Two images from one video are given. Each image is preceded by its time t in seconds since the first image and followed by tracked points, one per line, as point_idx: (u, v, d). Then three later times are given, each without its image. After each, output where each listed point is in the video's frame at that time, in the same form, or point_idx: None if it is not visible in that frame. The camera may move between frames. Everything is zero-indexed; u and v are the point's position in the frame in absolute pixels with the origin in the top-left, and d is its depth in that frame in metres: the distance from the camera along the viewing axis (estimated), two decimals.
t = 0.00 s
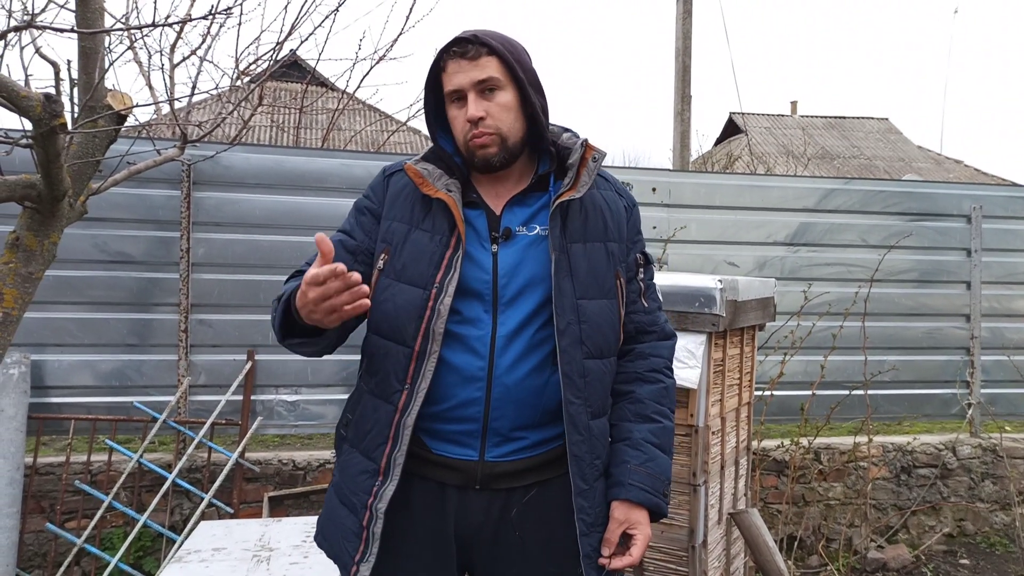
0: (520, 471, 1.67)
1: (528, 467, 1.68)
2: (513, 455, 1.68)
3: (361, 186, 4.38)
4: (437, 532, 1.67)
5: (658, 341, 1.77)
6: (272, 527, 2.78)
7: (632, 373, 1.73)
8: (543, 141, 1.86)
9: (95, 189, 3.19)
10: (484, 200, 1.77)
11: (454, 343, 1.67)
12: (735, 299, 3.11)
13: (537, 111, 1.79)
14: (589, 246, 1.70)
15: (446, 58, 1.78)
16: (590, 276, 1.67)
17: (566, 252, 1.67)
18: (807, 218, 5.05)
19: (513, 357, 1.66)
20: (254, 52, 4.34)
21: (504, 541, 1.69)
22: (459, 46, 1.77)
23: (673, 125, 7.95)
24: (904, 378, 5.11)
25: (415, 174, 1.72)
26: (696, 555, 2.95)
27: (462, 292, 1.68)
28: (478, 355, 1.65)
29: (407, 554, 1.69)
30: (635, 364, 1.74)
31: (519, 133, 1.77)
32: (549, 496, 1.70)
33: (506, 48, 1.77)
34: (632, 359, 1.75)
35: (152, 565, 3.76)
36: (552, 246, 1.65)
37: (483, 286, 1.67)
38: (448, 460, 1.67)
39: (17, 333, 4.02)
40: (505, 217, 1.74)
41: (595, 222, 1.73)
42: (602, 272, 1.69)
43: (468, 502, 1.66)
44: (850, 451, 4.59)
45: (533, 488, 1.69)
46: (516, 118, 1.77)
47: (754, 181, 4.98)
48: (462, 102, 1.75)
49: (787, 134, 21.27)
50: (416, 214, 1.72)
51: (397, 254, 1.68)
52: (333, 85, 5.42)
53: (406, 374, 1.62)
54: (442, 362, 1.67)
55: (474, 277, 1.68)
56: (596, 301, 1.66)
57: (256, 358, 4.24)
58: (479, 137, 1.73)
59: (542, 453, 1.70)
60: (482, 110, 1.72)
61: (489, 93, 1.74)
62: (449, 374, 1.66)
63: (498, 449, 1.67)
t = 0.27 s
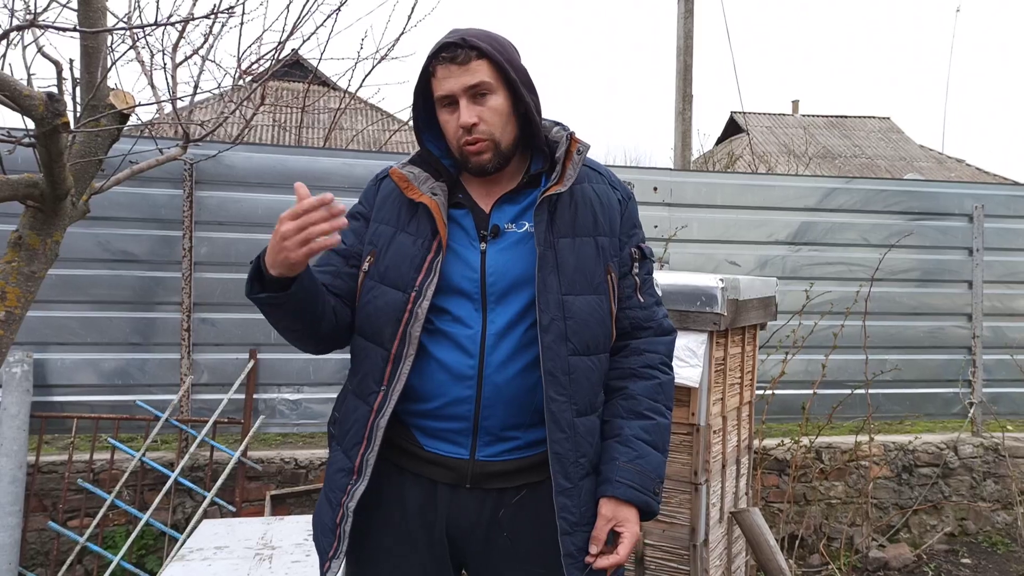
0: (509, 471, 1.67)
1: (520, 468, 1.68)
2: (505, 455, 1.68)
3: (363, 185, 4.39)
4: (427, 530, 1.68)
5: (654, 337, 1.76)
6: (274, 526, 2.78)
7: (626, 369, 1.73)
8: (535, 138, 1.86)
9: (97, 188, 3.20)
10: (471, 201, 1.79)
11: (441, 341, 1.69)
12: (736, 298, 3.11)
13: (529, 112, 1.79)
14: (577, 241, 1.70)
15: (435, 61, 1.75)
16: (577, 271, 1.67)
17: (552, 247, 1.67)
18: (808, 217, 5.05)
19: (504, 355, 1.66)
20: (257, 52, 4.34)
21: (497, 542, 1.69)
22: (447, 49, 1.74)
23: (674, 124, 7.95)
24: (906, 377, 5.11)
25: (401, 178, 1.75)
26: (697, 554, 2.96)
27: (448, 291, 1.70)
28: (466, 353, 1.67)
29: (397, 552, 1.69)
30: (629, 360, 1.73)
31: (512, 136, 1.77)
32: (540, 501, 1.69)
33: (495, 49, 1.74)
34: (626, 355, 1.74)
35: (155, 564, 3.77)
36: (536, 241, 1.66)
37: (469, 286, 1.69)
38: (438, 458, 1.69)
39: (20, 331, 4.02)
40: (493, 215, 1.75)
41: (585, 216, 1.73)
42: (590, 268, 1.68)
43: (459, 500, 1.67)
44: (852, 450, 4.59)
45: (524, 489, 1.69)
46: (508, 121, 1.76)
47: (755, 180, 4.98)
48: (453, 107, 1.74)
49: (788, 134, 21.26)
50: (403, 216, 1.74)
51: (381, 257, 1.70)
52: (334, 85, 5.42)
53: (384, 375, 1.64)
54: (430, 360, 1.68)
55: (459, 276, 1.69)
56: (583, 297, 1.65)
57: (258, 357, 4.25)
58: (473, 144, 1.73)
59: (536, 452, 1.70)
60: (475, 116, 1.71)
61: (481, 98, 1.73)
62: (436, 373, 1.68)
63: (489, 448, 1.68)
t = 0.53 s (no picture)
0: (515, 474, 1.67)
1: (524, 471, 1.67)
2: (510, 458, 1.67)
3: (364, 186, 4.38)
4: (435, 531, 1.70)
5: (661, 341, 1.71)
6: (275, 527, 2.77)
7: (632, 374, 1.69)
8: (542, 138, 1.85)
9: (100, 190, 3.20)
10: (478, 202, 1.80)
11: (446, 345, 1.71)
12: (739, 300, 3.10)
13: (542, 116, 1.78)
14: (577, 243, 1.69)
15: (452, 62, 1.74)
16: (575, 274, 1.66)
17: (549, 249, 1.67)
18: (810, 218, 5.04)
19: (505, 359, 1.66)
20: (259, 53, 4.34)
21: (503, 544, 1.68)
22: (464, 51, 1.72)
23: (676, 125, 7.95)
24: (909, 379, 5.10)
25: (406, 180, 1.78)
26: (699, 557, 2.95)
27: (453, 294, 1.72)
28: (469, 357, 1.68)
29: (408, 553, 1.72)
30: (635, 365, 1.70)
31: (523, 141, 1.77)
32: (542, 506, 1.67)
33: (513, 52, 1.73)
34: (632, 359, 1.71)
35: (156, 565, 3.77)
36: (532, 244, 1.66)
37: (472, 288, 1.70)
38: (444, 460, 1.70)
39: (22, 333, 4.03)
40: (497, 217, 1.74)
41: (587, 217, 1.71)
42: (590, 270, 1.67)
43: (464, 502, 1.68)
44: (854, 452, 4.58)
45: (527, 493, 1.67)
46: (521, 125, 1.76)
47: (757, 181, 4.98)
48: (467, 110, 1.74)
49: (791, 135, 21.25)
50: (410, 219, 1.77)
51: (391, 260, 1.75)
52: (337, 86, 5.42)
53: (391, 376, 1.68)
54: (436, 363, 1.71)
55: (463, 279, 1.71)
56: (581, 300, 1.64)
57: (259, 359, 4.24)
58: (484, 149, 1.74)
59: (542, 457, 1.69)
60: (489, 122, 1.71)
61: (495, 103, 1.72)
62: (442, 376, 1.70)
63: (493, 451, 1.67)
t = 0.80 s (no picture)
0: (533, 475, 1.69)
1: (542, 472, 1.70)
2: (527, 459, 1.70)
3: (367, 186, 4.38)
4: (456, 529, 1.74)
5: (675, 343, 1.71)
6: (278, 527, 2.77)
7: (645, 377, 1.70)
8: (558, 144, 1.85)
9: (103, 190, 3.20)
10: (491, 206, 1.81)
11: (464, 349, 1.74)
12: (742, 300, 3.10)
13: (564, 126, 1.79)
14: (590, 248, 1.69)
15: (479, 68, 1.72)
16: (589, 279, 1.67)
17: (562, 255, 1.67)
18: (813, 218, 5.03)
19: (521, 363, 1.68)
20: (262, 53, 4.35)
21: (522, 542, 1.71)
22: (493, 57, 1.70)
23: (679, 125, 7.94)
24: (911, 379, 5.09)
25: (420, 186, 1.80)
26: (702, 556, 2.95)
27: (469, 299, 1.74)
28: (486, 361, 1.71)
29: (430, 551, 1.76)
30: (648, 368, 1.70)
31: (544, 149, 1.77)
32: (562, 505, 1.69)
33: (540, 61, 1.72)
34: (645, 363, 1.72)
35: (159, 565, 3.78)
36: (545, 250, 1.67)
37: (486, 293, 1.72)
38: (463, 461, 1.74)
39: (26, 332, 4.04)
40: (511, 222, 1.76)
41: (600, 221, 1.72)
42: (604, 275, 1.68)
43: (484, 501, 1.71)
44: (857, 452, 4.57)
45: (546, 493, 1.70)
46: (543, 134, 1.76)
47: (761, 181, 4.97)
48: (492, 117, 1.73)
49: (793, 134, 21.21)
50: (425, 224, 1.80)
51: (407, 266, 1.79)
52: (340, 86, 5.42)
53: (405, 382, 1.71)
54: (454, 367, 1.74)
55: (477, 284, 1.73)
56: (594, 306, 1.65)
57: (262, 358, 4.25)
58: (507, 156, 1.73)
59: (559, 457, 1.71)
60: (513, 130, 1.71)
61: (520, 111, 1.72)
62: (459, 380, 1.73)
63: (511, 453, 1.70)
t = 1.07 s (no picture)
0: (542, 480, 1.72)
1: (552, 476, 1.72)
2: (536, 464, 1.73)
3: (370, 193, 4.39)
4: (464, 532, 1.76)
5: (688, 352, 1.73)
6: (279, 534, 2.74)
7: (659, 385, 1.72)
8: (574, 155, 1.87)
9: (106, 196, 3.22)
10: (504, 213, 1.82)
11: (474, 354, 1.76)
12: (744, 307, 3.11)
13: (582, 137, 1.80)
14: (603, 258, 1.71)
15: (503, 75, 1.74)
16: (602, 288, 1.69)
17: (576, 264, 1.69)
18: (815, 225, 5.04)
19: (531, 369, 1.70)
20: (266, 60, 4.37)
21: (529, 546, 1.73)
22: (517, 65, 1.73)
23: (680, 132, 7.95)
24: (913, 386, 5.09)
25: (434, 190, 1.80)
26: (704, 564, 2.94)
27: (480, 304, 1.76)
28: (496, 367, 1.72)
29: (438, 554, 1.78)
30: (661, 376, 1.73)
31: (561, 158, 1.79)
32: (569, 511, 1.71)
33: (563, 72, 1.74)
34: (658, 371, 1.74)
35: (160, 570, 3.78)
36: (559, 259, 1.69)
37: (498, 299, 1.73)
38: (472, 465, 1.75)
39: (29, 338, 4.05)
40: (523, 229, 1.78)
41: (614, 231, 1.74)
42: (617, 284, 1.70)
43: (492, 506, 1.73)
44: (859, 460, 4.56)
45: (555, 497, 1.73)
46: (561, 144, 1.78)
47: (763, 187, 4.98)
48: (512, 124, 1.75)
49: (795, 141, 21.23)
50: (439, 229, 1.81)
51: (419, 270, 1.80)
52: (342, 93, 5.44)
53: (417, 386, 1.72)
54: (464, 372, 1.76)
55: (489, 290, 1.74)
56: (608, 315, 1.67)
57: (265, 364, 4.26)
58: (523, 163, 1.75)
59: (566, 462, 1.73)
60: (531, 138, 1.73)
61: (540, 120, 1.74)
62: (469, 384, 1.75)
63: (520, 457, 1.72)
